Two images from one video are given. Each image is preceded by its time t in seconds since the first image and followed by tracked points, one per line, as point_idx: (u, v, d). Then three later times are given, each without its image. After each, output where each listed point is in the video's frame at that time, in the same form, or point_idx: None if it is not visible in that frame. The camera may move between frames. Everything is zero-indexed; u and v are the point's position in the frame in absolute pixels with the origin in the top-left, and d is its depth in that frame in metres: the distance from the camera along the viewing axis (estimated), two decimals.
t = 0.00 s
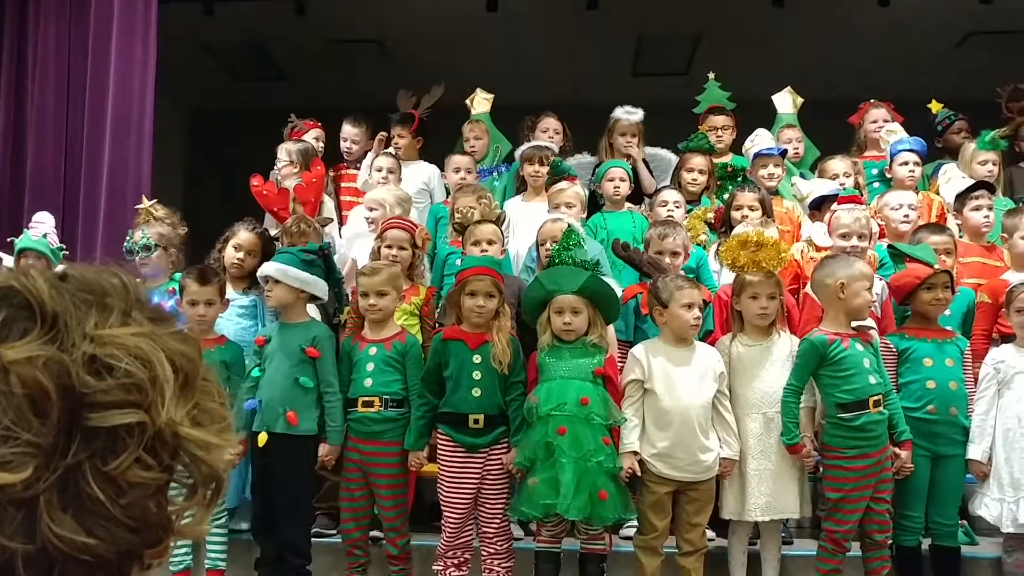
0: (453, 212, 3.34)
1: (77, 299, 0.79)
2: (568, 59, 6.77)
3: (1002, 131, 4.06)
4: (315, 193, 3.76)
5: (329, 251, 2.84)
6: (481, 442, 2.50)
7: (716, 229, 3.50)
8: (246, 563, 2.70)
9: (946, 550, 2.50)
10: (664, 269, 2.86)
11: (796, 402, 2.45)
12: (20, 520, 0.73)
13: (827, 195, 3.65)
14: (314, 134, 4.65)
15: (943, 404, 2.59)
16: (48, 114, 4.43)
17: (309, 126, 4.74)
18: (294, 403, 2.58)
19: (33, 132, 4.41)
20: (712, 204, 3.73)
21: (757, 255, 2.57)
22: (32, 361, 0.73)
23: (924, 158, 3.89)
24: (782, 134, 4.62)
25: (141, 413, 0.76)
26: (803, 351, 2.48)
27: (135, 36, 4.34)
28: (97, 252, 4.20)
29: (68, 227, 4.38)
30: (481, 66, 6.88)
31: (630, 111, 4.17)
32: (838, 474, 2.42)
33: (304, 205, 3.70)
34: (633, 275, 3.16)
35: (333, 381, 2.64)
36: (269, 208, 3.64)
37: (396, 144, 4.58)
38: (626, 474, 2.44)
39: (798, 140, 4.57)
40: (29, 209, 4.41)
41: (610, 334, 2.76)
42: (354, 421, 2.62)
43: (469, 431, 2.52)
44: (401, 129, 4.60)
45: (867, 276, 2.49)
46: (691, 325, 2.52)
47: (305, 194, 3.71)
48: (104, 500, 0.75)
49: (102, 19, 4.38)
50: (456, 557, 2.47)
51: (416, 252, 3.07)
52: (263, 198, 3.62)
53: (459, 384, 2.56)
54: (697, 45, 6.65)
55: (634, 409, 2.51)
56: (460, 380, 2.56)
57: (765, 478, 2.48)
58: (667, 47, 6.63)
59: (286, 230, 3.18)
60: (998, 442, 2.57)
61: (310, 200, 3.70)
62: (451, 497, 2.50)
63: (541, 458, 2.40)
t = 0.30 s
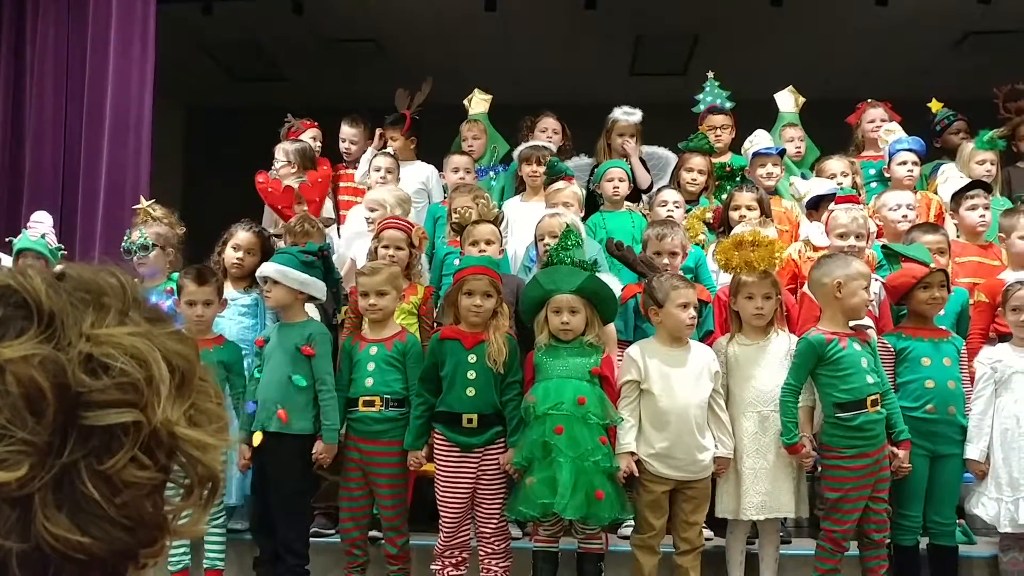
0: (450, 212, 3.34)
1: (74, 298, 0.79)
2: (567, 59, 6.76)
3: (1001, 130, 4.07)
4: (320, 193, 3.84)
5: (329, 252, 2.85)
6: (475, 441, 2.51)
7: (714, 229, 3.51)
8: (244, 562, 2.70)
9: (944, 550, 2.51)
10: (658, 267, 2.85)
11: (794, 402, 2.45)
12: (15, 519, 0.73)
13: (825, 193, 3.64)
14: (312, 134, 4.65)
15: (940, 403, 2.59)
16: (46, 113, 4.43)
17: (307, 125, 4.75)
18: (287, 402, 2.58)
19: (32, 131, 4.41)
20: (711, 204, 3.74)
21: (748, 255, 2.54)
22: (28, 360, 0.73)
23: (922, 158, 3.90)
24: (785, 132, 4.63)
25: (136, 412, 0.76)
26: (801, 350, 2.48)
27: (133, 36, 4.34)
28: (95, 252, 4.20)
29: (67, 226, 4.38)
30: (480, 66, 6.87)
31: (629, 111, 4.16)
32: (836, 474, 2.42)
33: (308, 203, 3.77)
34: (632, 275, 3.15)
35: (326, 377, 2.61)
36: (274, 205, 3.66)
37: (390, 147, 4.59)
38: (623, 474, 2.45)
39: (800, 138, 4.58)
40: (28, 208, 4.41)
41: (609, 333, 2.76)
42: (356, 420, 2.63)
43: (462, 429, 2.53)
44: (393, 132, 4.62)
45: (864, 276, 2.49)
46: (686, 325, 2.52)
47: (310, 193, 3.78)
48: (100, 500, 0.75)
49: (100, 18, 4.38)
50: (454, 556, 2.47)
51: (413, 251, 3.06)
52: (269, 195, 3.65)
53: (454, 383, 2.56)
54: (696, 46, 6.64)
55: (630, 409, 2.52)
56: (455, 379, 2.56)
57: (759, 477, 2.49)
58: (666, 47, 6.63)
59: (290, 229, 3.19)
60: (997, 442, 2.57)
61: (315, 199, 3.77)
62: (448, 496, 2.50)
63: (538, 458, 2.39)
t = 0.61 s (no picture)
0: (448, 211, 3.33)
1: (73, 297, 0.79)
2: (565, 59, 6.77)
3: (999, 129, 4.08)
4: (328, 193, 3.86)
5: (327, 251, 2.85)
6: (474, 441, 2.51)
7: (713, 228, 3.51)
8: (244, 562, 2.70)
9: (942, 549, 2.51)
10: (655, 266, 2.86)
11: (793, 400, 2.45)
12: (12, 517, 0.73)
13: (819, 193, 3.67)
14: (310, 133, 4.65)
15: (939, 402, 2.59)
16: (45, 113, 4.42)
17: (305, 125, 4.74)
18: (298, 401, 2.59)
19: (30, 130, 4.41)
20: (710, 203, 3.74)
21: (746, 254, 2.56)
22: (27, 358, 0.73)
23: (921, 157, 3.90)
24: (788, 127, 4.62)
25: (134, 411, 0.76)
26: (799, 348, 2.48)
27: (132, 34, 4.34)
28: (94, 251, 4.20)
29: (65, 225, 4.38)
30: (479, 65, 6.87)
31: (628, 110, 4.15)
32: (834, 473, 2.42)
33: (318, 202, 3.81)
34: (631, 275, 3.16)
35: (334, 381, 2.64)
36: (283, 201, 3.69)
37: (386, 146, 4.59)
38: (621, 474, 2.45)
39: (804, 134, 4.58)
40: (26, 207, 4.41)
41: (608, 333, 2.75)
42: (355, 419, 2.63)
43: (461, 429, 2.53)
44: (388, 132, 4.63)
45: (863, 274, 2.49)
46: (682, 324, 2.52)
47: (318, 192, 3.82)
48: (97, 499, 0.75)
49: (99, 17, 4.38)
50: (452, 555, 2.48)
51: (411, 251, 3.06)
52: (280, 190, 3.67)
53: (452, 382, 2.56)
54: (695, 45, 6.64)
55: (628, 408, 2.52)
56: (453, 378, 2.56)
57: (747, 476, 2.49)
58: (665, 46, 6.63)
59: (299, 230, 3.25)
60: (996, 441, 2.57)
61: (324, 199, 3.81)
62: (447, 495, 2.50)
63: (536, 457, 2.39)
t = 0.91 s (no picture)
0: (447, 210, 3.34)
1: (72, 295, 0.79)
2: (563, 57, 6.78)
3: (997, 128, 4.09)
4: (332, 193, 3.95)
5: (327, 250, 2.83)
6: (471, 440, 2.51)
7: (712, 228, 3.51)
8: (243, 561, 2.70)
9: (942, 548, 2.51)
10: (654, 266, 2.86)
11: (790, 398, 2.44)
12: (11, 515, 0.73)
13: (818, 192, 3.68)
14: (310, 132, 4.66)
15: (938, 401, 2.59)
16: (44, 113, 4.42)
17: (304, 124, 4.75)
18: (295, 401, 2.59)
19: (29, 129, 4.41)
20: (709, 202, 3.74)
21: (744, 251, 2.57)
22: (27, 356, 0.73)
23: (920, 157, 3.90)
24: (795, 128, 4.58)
25: (134, 409, 0.76)
26: (798, 347, 2.48)
27: (131, 33, 4.34)
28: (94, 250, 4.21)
29: (64, 224, 4.38)
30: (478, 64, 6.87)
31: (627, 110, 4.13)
32: (832, 472, 2.42)
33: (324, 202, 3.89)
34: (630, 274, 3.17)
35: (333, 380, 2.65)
36: (288, 199, 3.70)
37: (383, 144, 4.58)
38: (620, 473, 2.45)
39: (811, 136, 4.54)
40: (25, 206, 4.41)
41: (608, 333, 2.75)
42: (356, 418, 2.63)
43: (459, 428, 2.53)
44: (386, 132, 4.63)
45: (861, 273, 2.49)
46: (681, 323, 2.52)
47: (323, 191, 3.91)
48: (96, 497, 0.75)
49: (98, 16, 4.38)
50: (451, 554, 2.48)
51: (411, 249, 3.06)
52: (285, 187, 3.69)
53: (450, 381, 2.56)
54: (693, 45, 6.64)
55: (627, 407, 2.53)
56: (450, 376, 2.56)
57: (736, 476, 2.50)
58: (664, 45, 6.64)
59: (303, 228, 3.26)
60: (997, 441, 2.58)
61: (328, 198, 3.89)
62: (445, 494, 2.50)
63: (535, 456, 2.39)
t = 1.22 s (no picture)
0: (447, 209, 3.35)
1: (72, 293, 0.79)
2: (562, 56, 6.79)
3: (997, 128, 4.09)
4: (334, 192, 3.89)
5: (329, 249, 2.82)
6: (470, 439, 2.51)
7: (711, 227, 3.51)
8: (243, 560, 2.70)
9: (940, 546, 2.51)
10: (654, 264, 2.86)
11: (787, 398, 2.44)
12: (10, 513, 0.74)
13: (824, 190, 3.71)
14: (310, 131, 4.67)
15: (937, 401, 2.59)
16: (43, 111, 4.42)
17: (304, 122, 4.74)
18: (284, 398, 2.59)
19: (28, 127, 4.41)
20: (708, 201, 3.74)
21: (734, 252, 2.63)
22: (27, 354, 0.73)
23: (919, 156, 3.90)
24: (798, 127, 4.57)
25: (133, 407, 0.76)
26: (794, 346, 2.48)
27: (131, 32, 4.34)
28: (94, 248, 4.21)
29: (64, 222, 4.38)
30: (477, 63, 6.87)
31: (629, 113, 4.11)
32: (828, 471, 2.43)
33: (323, 200, 3.87)
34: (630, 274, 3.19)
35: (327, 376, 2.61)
36: (288, 199, 3.72)
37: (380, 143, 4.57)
38: (620, 472, 2.45)
39: (812, 134, 4.53)
40: (25, 205, 4.41)
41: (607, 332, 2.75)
42: (357, 416, 2.63)
43: (457, 426, 2.53)
44: (385, 130, 4.63)
45: (858, 271, 2.49)
46: (681, 323, 2.52)
47: (324, 190, 3.87)
48: (96, 495, 0.75)
49: (98, 14, 4.39)
50: (451, 553, 2.48)
51: (411, 248, 3.07)
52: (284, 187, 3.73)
53: (449, 381, 2.56)
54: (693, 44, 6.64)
55: (626, 406, 2.52)
56: (449, 375, 2.56)
57: (727, 475, 2.52)
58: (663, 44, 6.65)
59: (303, 226, 3.27)
60: (997, 441, 2.58)
61: (328, 197, 3.86)
62: (445, 493, 2.50)
63: (534, 454, 2.39)
